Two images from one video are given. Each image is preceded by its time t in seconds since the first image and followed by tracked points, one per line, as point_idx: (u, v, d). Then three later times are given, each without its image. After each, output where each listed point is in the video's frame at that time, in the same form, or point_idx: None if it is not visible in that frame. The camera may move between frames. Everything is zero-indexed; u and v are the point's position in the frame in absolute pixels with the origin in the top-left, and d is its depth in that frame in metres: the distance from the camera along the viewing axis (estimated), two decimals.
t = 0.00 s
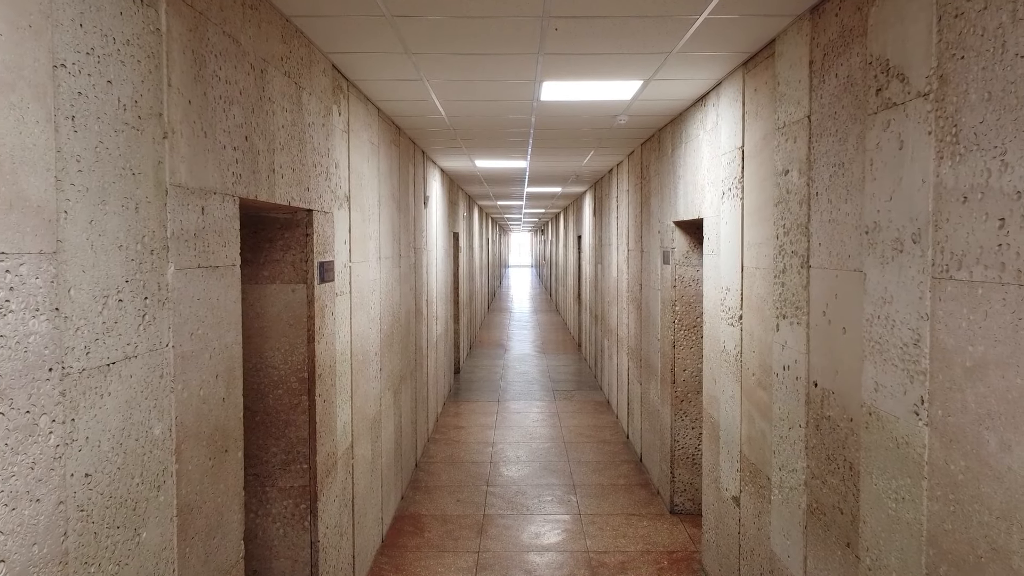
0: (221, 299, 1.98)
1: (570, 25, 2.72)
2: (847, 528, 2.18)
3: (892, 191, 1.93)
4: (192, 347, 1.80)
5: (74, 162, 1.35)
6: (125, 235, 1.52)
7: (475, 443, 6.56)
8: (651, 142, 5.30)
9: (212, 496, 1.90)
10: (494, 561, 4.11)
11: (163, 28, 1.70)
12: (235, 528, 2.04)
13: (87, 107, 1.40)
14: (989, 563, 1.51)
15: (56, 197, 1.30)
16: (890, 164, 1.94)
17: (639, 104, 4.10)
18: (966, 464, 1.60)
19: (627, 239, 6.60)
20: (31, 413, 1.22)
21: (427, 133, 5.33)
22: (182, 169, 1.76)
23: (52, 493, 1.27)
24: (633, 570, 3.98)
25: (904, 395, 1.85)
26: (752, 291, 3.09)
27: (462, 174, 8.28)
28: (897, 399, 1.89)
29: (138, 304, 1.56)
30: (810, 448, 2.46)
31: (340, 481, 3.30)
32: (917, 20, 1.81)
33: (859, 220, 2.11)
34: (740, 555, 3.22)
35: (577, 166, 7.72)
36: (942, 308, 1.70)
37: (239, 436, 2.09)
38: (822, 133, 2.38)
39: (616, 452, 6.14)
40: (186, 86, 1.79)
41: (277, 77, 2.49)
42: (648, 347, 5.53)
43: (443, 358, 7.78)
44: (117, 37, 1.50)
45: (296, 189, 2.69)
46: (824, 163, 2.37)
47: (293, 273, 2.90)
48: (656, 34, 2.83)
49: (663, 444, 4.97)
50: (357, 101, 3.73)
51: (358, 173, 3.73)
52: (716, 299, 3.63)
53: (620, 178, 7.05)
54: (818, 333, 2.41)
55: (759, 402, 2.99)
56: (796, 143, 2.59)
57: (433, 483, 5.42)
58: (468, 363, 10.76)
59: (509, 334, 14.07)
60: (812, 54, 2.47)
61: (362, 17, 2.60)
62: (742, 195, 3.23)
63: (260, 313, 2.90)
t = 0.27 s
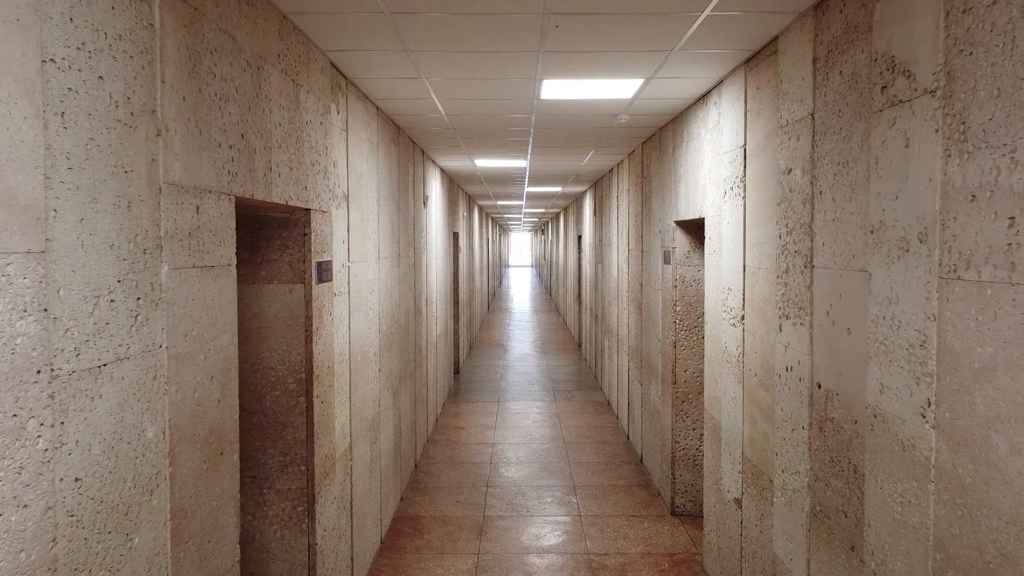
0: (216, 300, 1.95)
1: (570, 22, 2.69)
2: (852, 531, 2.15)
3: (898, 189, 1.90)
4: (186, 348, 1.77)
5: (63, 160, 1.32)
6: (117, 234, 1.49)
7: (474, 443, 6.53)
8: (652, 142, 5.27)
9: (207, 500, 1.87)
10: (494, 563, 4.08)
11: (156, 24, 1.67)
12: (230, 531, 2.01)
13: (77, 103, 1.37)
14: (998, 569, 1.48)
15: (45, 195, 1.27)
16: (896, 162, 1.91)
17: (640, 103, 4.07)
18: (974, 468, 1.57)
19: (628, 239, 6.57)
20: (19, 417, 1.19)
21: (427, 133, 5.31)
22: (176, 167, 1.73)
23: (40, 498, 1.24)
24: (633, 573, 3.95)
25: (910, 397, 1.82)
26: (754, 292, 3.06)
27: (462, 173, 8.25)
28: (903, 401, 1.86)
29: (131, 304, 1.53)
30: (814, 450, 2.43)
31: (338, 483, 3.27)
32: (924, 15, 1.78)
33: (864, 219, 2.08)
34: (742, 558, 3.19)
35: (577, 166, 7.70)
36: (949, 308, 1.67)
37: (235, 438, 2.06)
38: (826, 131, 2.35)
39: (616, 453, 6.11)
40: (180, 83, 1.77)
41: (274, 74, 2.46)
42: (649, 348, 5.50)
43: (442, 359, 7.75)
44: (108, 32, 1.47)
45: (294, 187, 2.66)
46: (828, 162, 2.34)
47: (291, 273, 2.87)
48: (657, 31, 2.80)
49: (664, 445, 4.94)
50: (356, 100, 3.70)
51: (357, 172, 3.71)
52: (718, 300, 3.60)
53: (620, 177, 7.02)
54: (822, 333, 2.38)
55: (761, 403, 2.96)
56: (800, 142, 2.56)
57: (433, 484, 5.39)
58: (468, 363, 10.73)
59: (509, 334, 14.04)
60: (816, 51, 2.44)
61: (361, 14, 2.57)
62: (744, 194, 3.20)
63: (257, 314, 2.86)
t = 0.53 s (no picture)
0: (207, 300, 1.91)
1: (569, 18, 2.65)
2: (855, 536, 2.11)
3: (903, 187, 1.86)
4: (175, 350, 1.73)
5: (45, 156, 1.28)
6: (103, 233, 1.45)
7: (473, 444, 6.49)
8: (652, 140, 5.24)
9: (197, 504, 1.83)
10: (492, 565, 4.05)
11: (144, 18, 1.63)
12: (222, 536, 1.97)
13: (60, 98, 1.33)
14: None
15: (25, 192, 1.23)
16: (901, 159, 1.87)
17: (640, 101, 4.03)
18: (982, 472, 1.53)
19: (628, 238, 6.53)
20: None
21: (426, 131, 5.27)
22: (165, 164, 1.70)
23: (20, 505, 1.20)
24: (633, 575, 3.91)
25: (916, 400, 1.78)
26: (755, 291, 3.02)
27: (461, 173, 8.22)
28: (908, 404, 1.82)
29: (117, 305, 1.49)
30: (816, 452, 2.39)
31: (334, 485, 3.23)
32: (931, 9, 1.74)
33: (868, 218, 2.04)
34: (743, 561, 3.15)
35: (577, 165, 7.66)
36: (956, 309, 1.63)
37: (227, 441, 2.02)
38: (829, 128, 2.31)
39: (616, 454, 6.08)
40: (169, 78, 1.73)
41: (269, 71, 2.43)
42: (648, 349, 5.46)
43: (441, 359, 7.71)
44: (94, 25, 1.43)
45: (288, 186, 2.62)
46: (831, 159, 2.30)
47: (286, 273, 2.83)
48: (658, 28, 2.76)
49: (664, 446, 4.90)
50: (353, 98, 3.66)
51: (354, 171, 3.67)
52: (718, 300, 3.56)
53: (620, 177, 6.98)
54: (824, 334, 2.34)
55: (763, 405, 2.92)
56: (802, 139, 2.52)
57: (431, 485, 5.35)
58: (467, 363, 10.70)
59: (509, 335, 14.01)
60: (818, 48, 2.40)
61: (356, 9, 2.53)
62: (746, 193, 3.17)
63: (251, 314, 2.82)
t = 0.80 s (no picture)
0: (196, 300, 1.86)
1: (569, 12, 2.59)
2: (862, 541, 2.06)
3: (912, 183, 1.81)
4: (162, 351, 1.68)
5: (22, 151, 1.23)
6: (85, 231, 1.40)
7: (472, 445, 6.44)
8: (653, 139, 5.19)
9: (186, 510, 1.78)
10: (491, 569, 4.00)
11: (129, 8, 1.57)
12: (212, 542, 1.92)
13: (39, 90, 1.28)
14: None
15: None
16: (910, 155, 1.82)
17: (641, 99, 3.98)
18: (995, 478, 1.48)
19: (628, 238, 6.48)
20: None
21: (424, 130, 5.22)
22: (152, 160, 1.64)
23: None
24: None
25: (925, 402, 1.73)
26: (758, 291, 2.97)
27: (461, 172, 8.17)
28: (917, 406, 1.77)
29: (100, 305, 1.44)
30: (821, 455, 2.34)
31: (330, 488, 3.18)
32: None
33: (875, 215, 1.99)
34: (745, 565, 3.10)
35: (577, 164, 7.61)
36: (968, 309, 1.58)
37: (218, 445, 1.97)
38: (835, 124, 2.26)
39: (616, 455, 6.03)
40: (156, 72, 1.67)
41: (261, 66, 2.37)
42: (649, 349, 5.41)
43: (440, 359, 7.66)
44: (75, 15, 1.38)
45: (282, 183, 2.57)
46: (836, 156, 2.25)
47: (280, 272, 2.78)
48: (659, 23, 2.71)
49: (665, 448, 4.85)
50: (349, 95, 3.61)
51: (350, 169, 3.62)
52: (720, 299, 3.51)
53: (621, 176, 6.93)
54: (829, 335, 2.29)
55: (765, 406, 2.87)
56: (806, 136, 2.47)
57: (430, 487, 5.30)
58: (467, 363, 10.64)
59: (509, 335, 13.95)
60: (823, 42, 2.35)
61: (351, 4, 2.48)
62: (748, 191, 3.11)
63: (244, 315, 2.77)
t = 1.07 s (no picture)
0: (182, 299, 1.80)
1: (568, 5, 2.53)
2: (870, 548, 2.00)
3: (923, 178, 1.74)
4: (145, 352, 1.62)
5: None
6: (61, 226, 1.34)
7: (471, 446, 6.37)
8: (653, 136, 5.12)
9: (171, 516, 1.72)
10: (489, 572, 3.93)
11: None
12: (199, 550, 1.86)
13: (10, 78, 1.21)
14: None
15: None
16: (921, 149, 1.76)
17: (641, 95, 3.92)
18: (1012, 485, 1.42)
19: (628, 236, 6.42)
20: None
21: (422, 127, 5.15)
22: (134, 153, 1.58)
23: None
24: None
25: (937, 405, 1.67)
26: (761, 290, 2.91)
27: (459, 171, 8.11)
28: (929, 409, 1.70)
29: (78, 304, 1.38)
30: (827, 458, 2.28)
31: (325, 491, 3.12)
32: None
33: (884, 211, 1.93)
34: (748, 569, 3.04)
35: (577, 162, 7.54)
36: (983, 308, 1.52)
37: (205, 448, 1.91)
38: (841, 118, 2.19)
39: (617, 456, 5.96)
40: (139, 61, 1.61)
41: (252, 58, 2.31)
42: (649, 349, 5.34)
43: (439, 359, 7.60)
44: None
45: (274, 180, 2.50)
46: (843, 151, 2.18)
47: (273, 271, 2.72)
48: (660, 16, 2.65)
49: (666, 449, 4.79)
50: (345, 91, 3.55)
51: (345, 165, 3.55)
52: (722, 298, 3.45)
53: (621, 174, 6.87)
54: (836, 335, 2.23)
55: (769, 408, 2.81)
56: (812, 130, 2.41)
57: (428, 489, 5.24)
58: (466, 363, 10.58)
59: (509, 334, 13.89)
60: (829, 34, 2.29)
61: None
62: (751, 188, 3.05)
63: (236, 314, 2.71)
